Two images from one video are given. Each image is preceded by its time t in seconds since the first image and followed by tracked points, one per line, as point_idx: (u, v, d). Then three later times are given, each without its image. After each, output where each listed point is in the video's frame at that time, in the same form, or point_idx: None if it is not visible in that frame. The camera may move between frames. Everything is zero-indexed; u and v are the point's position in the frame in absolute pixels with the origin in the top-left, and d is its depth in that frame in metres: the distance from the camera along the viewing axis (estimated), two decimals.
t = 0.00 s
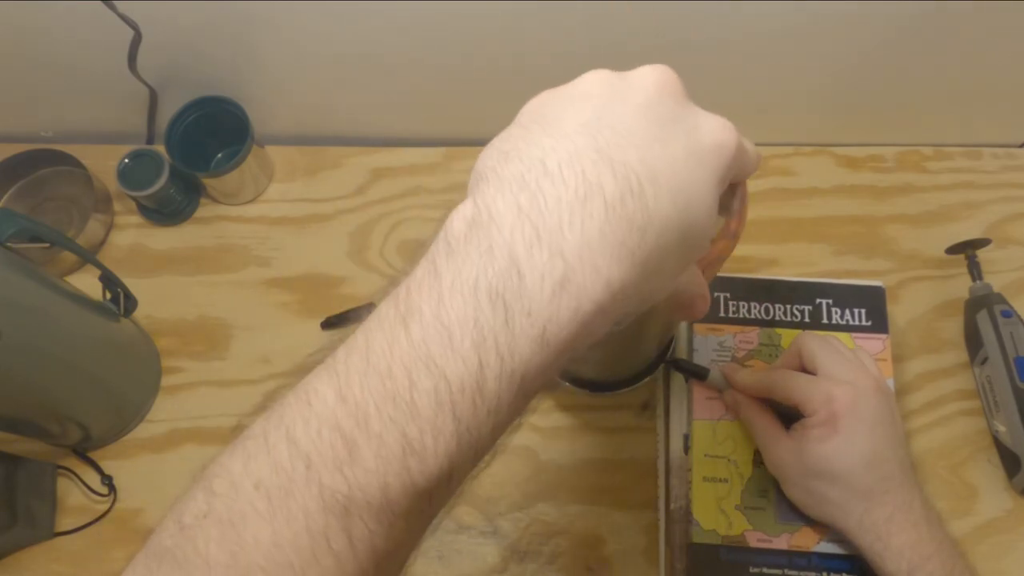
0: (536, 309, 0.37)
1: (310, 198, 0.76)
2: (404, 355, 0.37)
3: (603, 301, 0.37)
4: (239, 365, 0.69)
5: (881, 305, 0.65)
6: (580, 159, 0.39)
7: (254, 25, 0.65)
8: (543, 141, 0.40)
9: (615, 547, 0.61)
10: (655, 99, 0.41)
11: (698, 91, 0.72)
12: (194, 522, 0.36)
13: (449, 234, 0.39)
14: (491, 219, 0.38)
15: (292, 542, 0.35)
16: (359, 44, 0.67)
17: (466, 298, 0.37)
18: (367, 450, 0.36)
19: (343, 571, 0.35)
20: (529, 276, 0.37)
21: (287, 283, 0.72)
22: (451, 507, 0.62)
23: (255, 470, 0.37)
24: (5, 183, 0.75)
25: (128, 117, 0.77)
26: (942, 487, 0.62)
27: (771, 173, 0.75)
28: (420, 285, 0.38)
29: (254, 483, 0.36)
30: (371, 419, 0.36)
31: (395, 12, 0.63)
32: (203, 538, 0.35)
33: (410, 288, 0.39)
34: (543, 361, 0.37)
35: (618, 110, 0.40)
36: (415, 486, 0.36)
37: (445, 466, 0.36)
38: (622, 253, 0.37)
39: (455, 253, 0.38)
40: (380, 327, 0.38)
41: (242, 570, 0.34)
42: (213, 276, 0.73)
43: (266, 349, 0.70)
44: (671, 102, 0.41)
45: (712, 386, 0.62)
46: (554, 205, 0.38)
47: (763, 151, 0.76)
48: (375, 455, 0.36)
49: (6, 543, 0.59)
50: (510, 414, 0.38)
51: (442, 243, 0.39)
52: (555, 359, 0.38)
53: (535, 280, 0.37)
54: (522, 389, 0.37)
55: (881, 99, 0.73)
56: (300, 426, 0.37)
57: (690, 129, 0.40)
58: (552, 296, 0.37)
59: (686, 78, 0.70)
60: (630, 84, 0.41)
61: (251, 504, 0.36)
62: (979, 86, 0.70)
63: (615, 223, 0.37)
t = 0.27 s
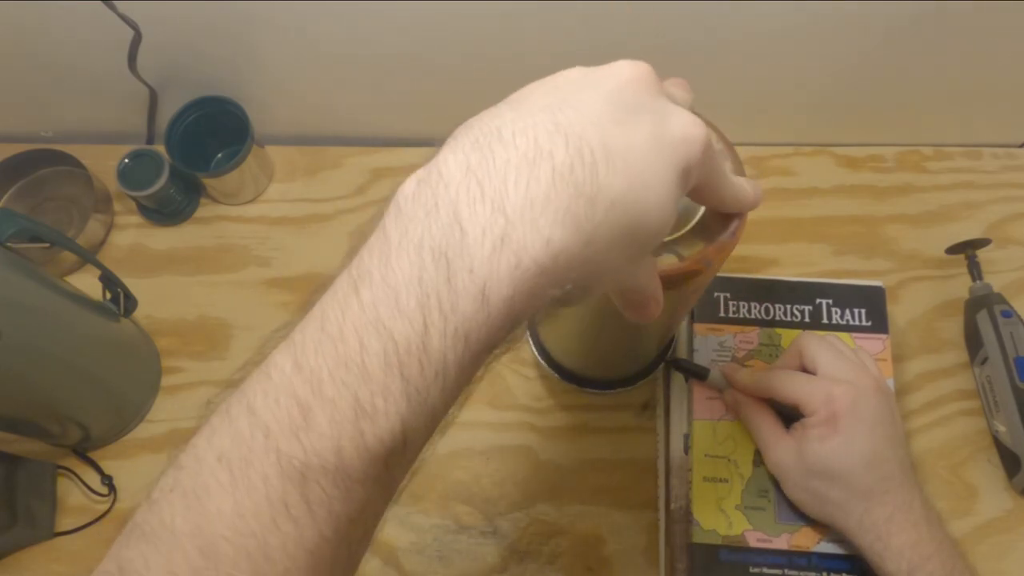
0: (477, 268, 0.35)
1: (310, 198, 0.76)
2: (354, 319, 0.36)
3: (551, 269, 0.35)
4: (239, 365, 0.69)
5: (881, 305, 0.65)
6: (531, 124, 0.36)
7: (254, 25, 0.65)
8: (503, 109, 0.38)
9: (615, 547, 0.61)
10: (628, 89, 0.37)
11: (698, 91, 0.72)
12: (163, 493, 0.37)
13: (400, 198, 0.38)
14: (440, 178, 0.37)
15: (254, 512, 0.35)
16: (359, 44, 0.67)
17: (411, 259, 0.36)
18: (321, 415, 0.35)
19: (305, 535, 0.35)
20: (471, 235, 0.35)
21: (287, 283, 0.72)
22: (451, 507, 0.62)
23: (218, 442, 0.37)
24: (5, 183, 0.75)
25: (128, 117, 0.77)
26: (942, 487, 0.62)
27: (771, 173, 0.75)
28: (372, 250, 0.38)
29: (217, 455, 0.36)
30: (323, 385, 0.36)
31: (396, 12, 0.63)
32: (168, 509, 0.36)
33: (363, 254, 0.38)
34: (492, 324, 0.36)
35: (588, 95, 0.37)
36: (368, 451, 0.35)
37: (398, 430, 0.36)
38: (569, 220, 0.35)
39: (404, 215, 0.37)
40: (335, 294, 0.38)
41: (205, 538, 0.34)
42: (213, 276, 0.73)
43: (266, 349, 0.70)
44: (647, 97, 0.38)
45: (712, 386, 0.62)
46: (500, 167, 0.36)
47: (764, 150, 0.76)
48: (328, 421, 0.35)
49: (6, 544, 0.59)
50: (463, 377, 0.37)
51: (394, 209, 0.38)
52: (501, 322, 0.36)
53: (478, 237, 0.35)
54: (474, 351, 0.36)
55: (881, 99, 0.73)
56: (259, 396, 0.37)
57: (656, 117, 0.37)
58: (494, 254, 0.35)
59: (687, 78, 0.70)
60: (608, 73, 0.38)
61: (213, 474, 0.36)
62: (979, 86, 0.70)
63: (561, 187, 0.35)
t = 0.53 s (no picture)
0: (461, 268, 0.35)
1: (310, 198, 0.76)
2: (337, 319, 0.36)
3: (536, 271, 0.36)
4: (239, 365, 0.69)
5: (881, 304, 0.65)
6: (516, 127, 0.37)
7: (254, 25, 0.64)
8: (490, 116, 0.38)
9: (615, 547, 0.61)
10: (614, 100, 0.38)
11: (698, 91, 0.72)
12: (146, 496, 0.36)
13: (382, 199, 0.38)
14: (424, 177, 0.37)
15: (236, 517, 0.34)
16: (359, 44, 0.67)
17: (394, 259, 0.36)
18: (302, 416, 0.35)
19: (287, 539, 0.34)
20: (454, 234, 0.35)
21: (287, 283, 0.72)
22: (451, 506, 0.62)
23: (199, 445, 0.36)
24: (5, 183, 0.75)
25: (128, 117, 0.77)
26: (942, 487, 0.62)
27: (771, 173, 0.75)
28: (354, 251, 0.37)
29: (198, 459, 0.35)
30: (305, 384, 0.35)
31: (396, 12, 0.63)
32: (149, 516, 0.35)
33: (345, 256, 0.38)
34: (476, 324, 0.36)
35: (574, 109, 0.37)
36: (351, 451, 0.35)
37: (381, 431, 0.36)
38: (552, 222, 0.35)
39: (386, 213, 0.37)
40: (317, 295, 0.37)
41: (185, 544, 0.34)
42: (213, 276, 0.73)
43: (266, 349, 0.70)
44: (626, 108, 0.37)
45: (712, 385, 0.62)
46: (484, 167, 0.36)
47: (763, 151, 0.76)
48: (310, 420, 0.35)
49: (6, 544, 0.59)
50: (444, 378, 0.37)
51: (375, 208, 0.38)
52: (485, 320, 0.36)
53: (460, 238, 0.35)
54: (457, 351, 0.36)
55: (881, 99, 0.73)
56: (240, 397, 0.36)
57: (645, 122, 0.37)
58: (476, 256, 0.35)
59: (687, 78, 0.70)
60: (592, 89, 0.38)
61: (195, 478, 0.35)
62: (979, 86, 0.70)
63: (544, 189, 0.35)
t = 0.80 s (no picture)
0: (535, 406, 0.38)
1: (310, 198, 0.76)
2: (397, 439, 0.37)
3: (595, 394, 0.39)
4: (239, 365, 0.69)
5: (881, 304, 0.65)
6: (575, 246, 0.39)
7: (254, 25, 0.64)
8: (536, 221, 0.40)
9: (615, 547, 0.61)
10: (639, 143, 0.41)
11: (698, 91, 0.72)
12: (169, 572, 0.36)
13: (444, 314, 0.39)
14: (489, 310, 0.39)
15: None
16: (359, 45, 0.67)
17: (465, 390, 0.37)
18: (352, 526, 0.36)
19: None
20: (530, 376, 0.38)
21: (287, 282, 0.72)
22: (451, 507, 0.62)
23: (236, 529, 0.36)
24: (5, 183, 0.75)
25: (128, 117, 0.77)
26: (942, 487, 0.62)
27: (771, 173, 0.75)
28: (416, 367, 0.38)
29: (234, 543, 0.36)
30: (358, 496, 0.36)
31: (395, 11, 0.63)
32: None
33: (403, 368, 0.38)
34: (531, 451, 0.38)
35: (613, 176, 0.40)
36: (398, 561, 0.36)
37: (433, 543, 0.37)
38: (618, 346, 0.39)
39: (449, 341, 0.38)
40: (368, 402, 0.38)
41: None
42: (213, 276, 0.73)
43: (266, 349, 0.70)
44: (653, 144, 0.41)
45: (712, 386, 0.62)
46: (553, 298, 0.38)
47: (763, 151, 0.76)
48: (360, 530, 0.36)
49: (5, 543, 0.59)
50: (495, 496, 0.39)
51: (434, 323, 0.39)
52: (546, 446, 0.39)
53: (535, 377, 0.38)
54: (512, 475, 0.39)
55: (881, 99, 0.73)
56: (284, 492, 0.37)
57: (681, 170, 0.40)
58: (549, 390, 0.38)
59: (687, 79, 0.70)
60: (609, 129, 0.41)
61: (229, 564, 0.36)
62: (979, 86, 0.70)
63: (611, 316, 0.39)
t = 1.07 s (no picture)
0: (596, 375, 0.40)
1: (310, 198, 0.76)
2: (467, 408, 0.39)
3: (647, 366, 0.42)
4: (239, 365, 0.69)
5: (881, 304, 0.65)
6: (628, 223, 0.43)
7: (253, 25, 0.64)
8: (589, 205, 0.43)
9: (615, 547, 0.61)
10: (678, 126, 0.43)
11: (698, 91, 0.72)
12: (236, 543, 0.36)
13: (504, 290, 0.42)
14: (552, 286, 0.41)
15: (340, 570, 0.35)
16: (359, 45, 0.67)
17: (529, 359, 0.40)
18: (420, 492, 0.37)
19: None
20: (593, 349, 0.40)
21: (287, 282, 0.72)
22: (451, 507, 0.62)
23: (303, 497, 0.37)
24: (5, 183, 0.75)
25: (128, 117, 0.77)
26: (942, 487, 0.62)
27: (771, 173, 0.75)
28: (480, 340, 0.40)
29: (301, 511, 0.37)
30: (426, 463, 0.38)
31: (395, 11, 0.63)
32: (245, 556, 0.36)
33: (467, 342, 0.40)
34: (588, 418, 0.41)
35: (655, 156, 0.43)
36: (458, 527, 0.38)
37: (492, 511, 0.39)
38: (667, 319, 0.42)
39: (513, 315, 0.41)
40: (435, 375, 0.40)
41: None
42: (213, 276, 0.73)
43: (266, 349, 0.70)
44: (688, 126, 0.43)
45: (712, 386, 0.62)
46: (610, 274, 0.41)
47: (764, 151, 0.76)
48: (428, 497, 0.37)
49: (5, 543, 0.59)
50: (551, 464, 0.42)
51: (497, 300, 0.41)
52: (602, 415, 0.42)
53: (596, 347, 0.41)
54: (567, 443, 0.41)
55: (881, 99, 0.73)
56: (352, 464, 0.38)
57: (723, 164, 0.43)
58: (608, 359, 0.41)
59: (687, 79, 0.70)
60: (654, 116, 0.44)
61: (299, 531, 0.36)
62: (979, 86, 0.70)
63: (664, 291, 0.42)
